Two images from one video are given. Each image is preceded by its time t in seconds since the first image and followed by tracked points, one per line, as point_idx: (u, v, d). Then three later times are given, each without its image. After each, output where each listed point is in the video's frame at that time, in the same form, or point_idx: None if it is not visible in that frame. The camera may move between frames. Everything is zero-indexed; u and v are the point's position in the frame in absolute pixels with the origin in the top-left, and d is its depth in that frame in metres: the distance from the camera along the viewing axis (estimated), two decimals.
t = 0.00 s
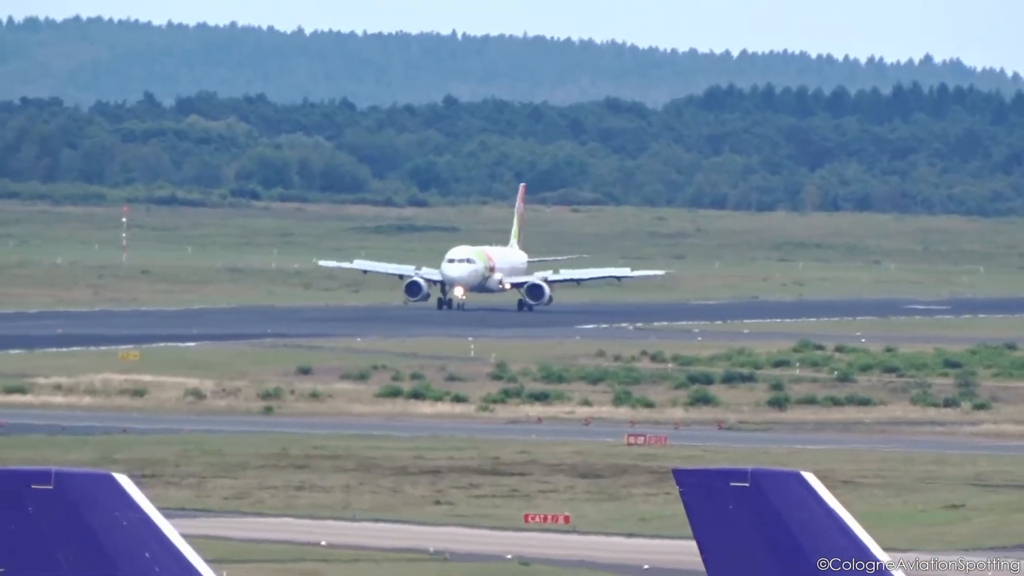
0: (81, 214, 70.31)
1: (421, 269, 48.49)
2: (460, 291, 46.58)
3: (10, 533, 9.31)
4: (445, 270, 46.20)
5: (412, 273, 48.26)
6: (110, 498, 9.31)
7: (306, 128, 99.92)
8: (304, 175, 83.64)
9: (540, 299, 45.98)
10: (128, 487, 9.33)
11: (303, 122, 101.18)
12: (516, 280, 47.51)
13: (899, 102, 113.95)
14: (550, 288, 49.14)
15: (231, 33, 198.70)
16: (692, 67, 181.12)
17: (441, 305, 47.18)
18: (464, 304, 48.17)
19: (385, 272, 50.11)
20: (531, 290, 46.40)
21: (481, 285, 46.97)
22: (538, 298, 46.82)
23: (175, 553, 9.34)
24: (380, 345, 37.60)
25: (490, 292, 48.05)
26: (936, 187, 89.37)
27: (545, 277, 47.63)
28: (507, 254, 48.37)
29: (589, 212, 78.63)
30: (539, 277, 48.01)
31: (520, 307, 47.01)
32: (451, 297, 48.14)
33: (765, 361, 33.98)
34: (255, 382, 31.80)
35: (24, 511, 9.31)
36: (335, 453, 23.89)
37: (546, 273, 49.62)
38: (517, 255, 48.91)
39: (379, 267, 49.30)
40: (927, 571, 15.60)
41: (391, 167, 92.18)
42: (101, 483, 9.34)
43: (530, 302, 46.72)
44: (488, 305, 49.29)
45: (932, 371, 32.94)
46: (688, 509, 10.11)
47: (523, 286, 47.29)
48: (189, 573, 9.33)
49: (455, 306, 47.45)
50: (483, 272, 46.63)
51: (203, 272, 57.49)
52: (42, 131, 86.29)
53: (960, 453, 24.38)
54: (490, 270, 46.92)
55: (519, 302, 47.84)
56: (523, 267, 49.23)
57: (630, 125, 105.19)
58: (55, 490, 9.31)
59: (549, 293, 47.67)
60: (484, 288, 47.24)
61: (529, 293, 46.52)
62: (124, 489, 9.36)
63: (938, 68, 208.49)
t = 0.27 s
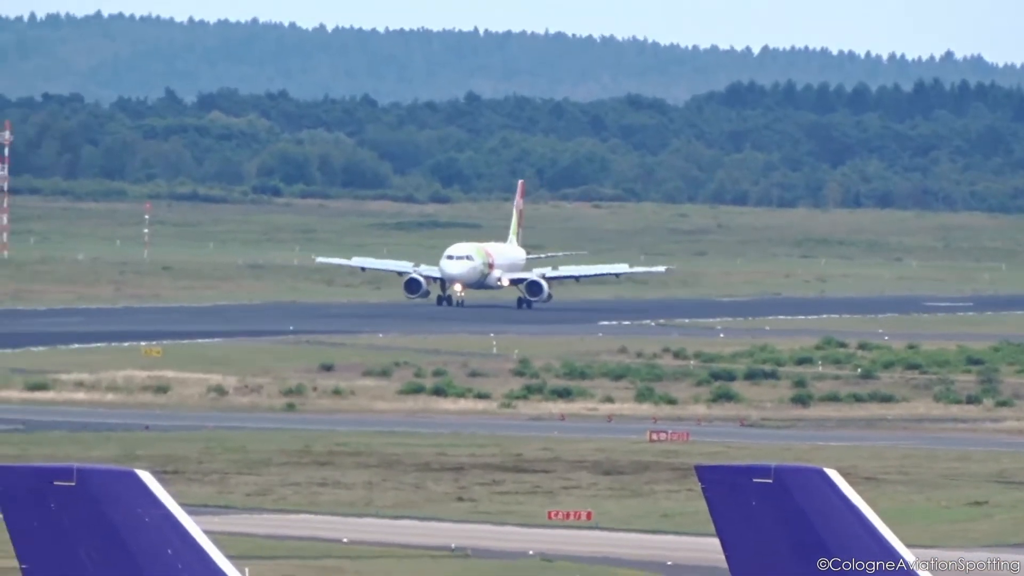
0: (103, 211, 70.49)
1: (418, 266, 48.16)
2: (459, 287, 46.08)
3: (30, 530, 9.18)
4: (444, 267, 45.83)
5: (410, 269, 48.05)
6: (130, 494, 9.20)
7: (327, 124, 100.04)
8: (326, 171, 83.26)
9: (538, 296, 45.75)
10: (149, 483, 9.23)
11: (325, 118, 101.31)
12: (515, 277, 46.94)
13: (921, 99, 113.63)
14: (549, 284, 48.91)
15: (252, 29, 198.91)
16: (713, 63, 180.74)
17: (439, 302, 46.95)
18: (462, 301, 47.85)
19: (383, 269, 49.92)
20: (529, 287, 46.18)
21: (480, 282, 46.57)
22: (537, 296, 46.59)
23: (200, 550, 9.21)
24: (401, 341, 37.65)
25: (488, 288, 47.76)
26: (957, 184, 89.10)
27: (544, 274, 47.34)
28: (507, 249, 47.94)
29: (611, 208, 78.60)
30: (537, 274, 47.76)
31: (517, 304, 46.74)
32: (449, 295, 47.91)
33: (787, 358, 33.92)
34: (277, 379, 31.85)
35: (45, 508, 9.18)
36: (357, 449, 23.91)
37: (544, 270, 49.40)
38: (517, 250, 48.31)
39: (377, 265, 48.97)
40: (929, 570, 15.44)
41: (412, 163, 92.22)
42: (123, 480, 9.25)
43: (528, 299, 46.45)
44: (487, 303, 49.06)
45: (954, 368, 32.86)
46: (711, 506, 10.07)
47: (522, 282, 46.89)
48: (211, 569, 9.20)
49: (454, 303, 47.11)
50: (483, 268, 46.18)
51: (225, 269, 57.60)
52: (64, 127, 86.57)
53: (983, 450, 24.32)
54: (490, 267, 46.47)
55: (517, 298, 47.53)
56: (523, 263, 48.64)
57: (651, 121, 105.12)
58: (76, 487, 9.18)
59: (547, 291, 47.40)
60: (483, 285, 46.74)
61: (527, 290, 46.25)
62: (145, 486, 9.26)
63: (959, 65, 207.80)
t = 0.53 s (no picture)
0: (130, 207, 70.78)
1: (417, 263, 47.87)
2: (460, 285, 46.55)
3: (58, 524, 9.42)
4: (445, 264, 46.23)
5: (410, 266, 47.85)
6: (157, 490, 9.50)
7: (355, 120, 100.20)
8: (353, 167, 83.62)
9: (539, 293, 45.60)
10: (179, 481, 9.54)
11: (353, 114, 101.46)
12: (516, 275, 47.37)
13: (949, 94, 113.11)
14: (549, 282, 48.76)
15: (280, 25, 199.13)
16: (742, 59, 180.18)
17: (440, 300, 46.80)
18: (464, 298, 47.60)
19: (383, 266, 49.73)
20: (530, 284, 46.10)
21: (481, 279, 47.00)
22: (538, 293, 46.42)
23: (225, 547, 9.53)
24: (428, 337, 37.70)
25: (488, 285, 47.59)
26: (986, 180, 88.70)
27: (545, 272, 47.21)
28: (509, 247, 48.28)
29: (638, 205, 78.54)
30: (538, 272, 47.66)
31: (518, 301, 46.57)
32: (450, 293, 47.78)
33: (815, 354, 33.86)
34: (304, 375, 31.97)
35: (72, 502, 9.43)
36: (385, 445, 23.97)
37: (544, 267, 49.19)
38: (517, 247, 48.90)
39: (377, 262, 48.68)
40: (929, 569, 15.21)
41: (439, 160, 92.25)
42: (149, 475, 9.52)
43: (529, 296, 46.34)
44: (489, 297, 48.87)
45: (982, 365, 32.74)
46: (738, 502, 10.07)
47: (523, 280, 47.03)
48: (237, 565, 9.52)
49: (455, 301, 46.85)
50: (483, 266, 46.65)
51: (252, 265, 57.77)
52: (92, 123, 86.84)
53: (1011, 447, 24.24)
54: (490, 264, 46.93)
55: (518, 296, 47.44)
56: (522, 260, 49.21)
57: (679, 118, 104.90)
58: (105, 484, 9.45)
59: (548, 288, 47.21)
60: (483, 283, 47.29)
61: (528, 287, 46.14)
62: (175, 483, 9.57)
63: (989, 61, 206.56)
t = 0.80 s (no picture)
0: (161, 205, 71.07)
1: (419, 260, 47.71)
2: (463, 282, 46.45)
3: (87, 519, 9.35)
4: (447, 263, 46.13)
5: (412, 264, 47.76)
6: (186, 488, 9.45)
7: (385, 117, 100.33)
8: (383, 164, 83.79)
9: (542, 291, 45.45)
10: (208, 478, 9.49)
11: (383, 111, 101.62)
12: (519, 273, 47.33)
13: (980, 92, 112.65)
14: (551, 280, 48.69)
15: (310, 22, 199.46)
16: (771, 57, 179.81)
17: (442, 297, 46.71)
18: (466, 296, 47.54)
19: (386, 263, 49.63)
20: (533, 282, 45.97)
21: (483, 277, 46.90)
22: (541, 290, 46.27)
23: (254, 544, 9.47)
24: (457, 334, 37.79)
25: (491, 282, 47.48)
26: (1016, 177, 88.38)
27: (548, 270, 47.09)
28: (509, 245, 48.27)
29: (668, 202, 78.51)
30: (542, 270, 47.54)
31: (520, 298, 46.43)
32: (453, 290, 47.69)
33: (844, 351, 33.82)
34: (334, 371, 32.07)
35: (101, 499, 9.35)
36: (415, 442, 24.03)
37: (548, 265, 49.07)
38: (519, 245, 48.92)
39: (379, 259, 48.53)
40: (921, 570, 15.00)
41: (468, 157, 92.32)
42: (179, 471, 9.46)
43: (531, 293, 46.19)
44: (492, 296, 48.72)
45: (1011, 361, 32.65)
46: (768, 498, 10.10)
47: (526, 278, 46.85)
48: (268, 564, 9.45)
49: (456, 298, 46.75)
50: (485, 263, 46.58)
51: (282, 262, 57.95)
52: (122, 121, 87.18)
53: None
54: (492, 262, 46.87)
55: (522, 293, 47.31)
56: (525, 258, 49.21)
57: (709, 115, 104.80)
58: (134, 481, 9.39)
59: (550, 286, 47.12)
60: (486, 280, 47.22)
61: (531, 284, 46.05)
62: (203, 480, 9.52)
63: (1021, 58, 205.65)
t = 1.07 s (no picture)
0: (189, 202, 71.31)
1: (422, 259, 47.59)
2: (466, 280, 45.76)
3: (114, 517, 9.26)
4: (450, 260, 45.47)
5: (415, 262, 47.61)
6: (214, 485, 9.33)
7: (412, 115, 100.49)
8: (410, 162, 83.92)
9: (546, 289, 45.21)
10: (234, 476, 9.36)
11: (410, 109, 101.80)
12: (523, 271, 46.83)
13: (1008, 90, 112.29)
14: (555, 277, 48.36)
15: (337, 21, 199.91)
16: (799, 57, 179.68)
17: (445, 296, 46.51)
18: (469, 294, 47.45)
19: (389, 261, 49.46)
20: (537, 280, 45.71)
21: (487, 276, 46.17)
22: (545, 289, 46.02)
23: (279, 539, 9.33)
24: (484, 332, 37.84)
25: (495, 282, 47.21)
26: None
27: (552, 267, 46.83)
28: (515, 243, 47.53)
29: (695, 200, 78.46)
30: (545, 267, 47.28)
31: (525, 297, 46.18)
32: (456, 288, 47.52)
33: (871, 349, 33.77)
34: (361, 369, 32.17)
35: (128, 497, 9.27)
36: (441, 440, 24.10)
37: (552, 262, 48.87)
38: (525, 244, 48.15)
39: (380, 259, 48.34)
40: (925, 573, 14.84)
41: (496, 155, 92.41)
42: (205, 469, 9.35)
43: (536, 292, 45.91)
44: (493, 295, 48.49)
45: None
46: (793, 496, 10.05)
47: (529, 276, 46.42)
48: (295, 562, 9.31)
49: (459, 297, 46.62)
50: (489, 262, 45.80)
51: (309, 259, 58.09)
52: (151, 119, 87.56)
53: None
54: (497, 260, 46.09)
55: (525, 292, 47.04)
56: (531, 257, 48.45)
57: (736, 114, 104.75)
58: (161, 478, 9.30)
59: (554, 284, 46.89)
60: (490, 279, 46.45)
61: (535, 283, 45.79)
62: (230, 478, 9.40)
63: None
